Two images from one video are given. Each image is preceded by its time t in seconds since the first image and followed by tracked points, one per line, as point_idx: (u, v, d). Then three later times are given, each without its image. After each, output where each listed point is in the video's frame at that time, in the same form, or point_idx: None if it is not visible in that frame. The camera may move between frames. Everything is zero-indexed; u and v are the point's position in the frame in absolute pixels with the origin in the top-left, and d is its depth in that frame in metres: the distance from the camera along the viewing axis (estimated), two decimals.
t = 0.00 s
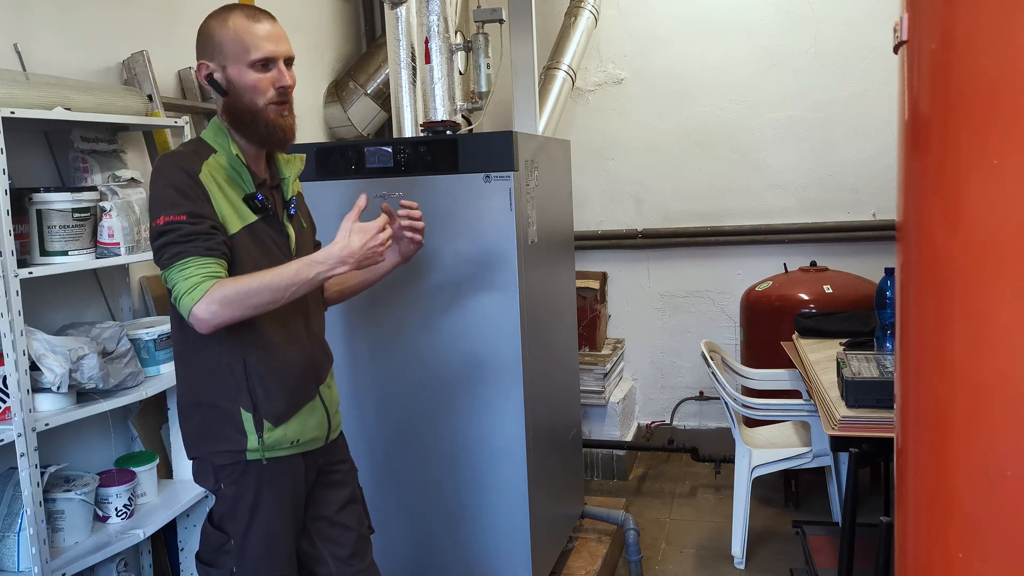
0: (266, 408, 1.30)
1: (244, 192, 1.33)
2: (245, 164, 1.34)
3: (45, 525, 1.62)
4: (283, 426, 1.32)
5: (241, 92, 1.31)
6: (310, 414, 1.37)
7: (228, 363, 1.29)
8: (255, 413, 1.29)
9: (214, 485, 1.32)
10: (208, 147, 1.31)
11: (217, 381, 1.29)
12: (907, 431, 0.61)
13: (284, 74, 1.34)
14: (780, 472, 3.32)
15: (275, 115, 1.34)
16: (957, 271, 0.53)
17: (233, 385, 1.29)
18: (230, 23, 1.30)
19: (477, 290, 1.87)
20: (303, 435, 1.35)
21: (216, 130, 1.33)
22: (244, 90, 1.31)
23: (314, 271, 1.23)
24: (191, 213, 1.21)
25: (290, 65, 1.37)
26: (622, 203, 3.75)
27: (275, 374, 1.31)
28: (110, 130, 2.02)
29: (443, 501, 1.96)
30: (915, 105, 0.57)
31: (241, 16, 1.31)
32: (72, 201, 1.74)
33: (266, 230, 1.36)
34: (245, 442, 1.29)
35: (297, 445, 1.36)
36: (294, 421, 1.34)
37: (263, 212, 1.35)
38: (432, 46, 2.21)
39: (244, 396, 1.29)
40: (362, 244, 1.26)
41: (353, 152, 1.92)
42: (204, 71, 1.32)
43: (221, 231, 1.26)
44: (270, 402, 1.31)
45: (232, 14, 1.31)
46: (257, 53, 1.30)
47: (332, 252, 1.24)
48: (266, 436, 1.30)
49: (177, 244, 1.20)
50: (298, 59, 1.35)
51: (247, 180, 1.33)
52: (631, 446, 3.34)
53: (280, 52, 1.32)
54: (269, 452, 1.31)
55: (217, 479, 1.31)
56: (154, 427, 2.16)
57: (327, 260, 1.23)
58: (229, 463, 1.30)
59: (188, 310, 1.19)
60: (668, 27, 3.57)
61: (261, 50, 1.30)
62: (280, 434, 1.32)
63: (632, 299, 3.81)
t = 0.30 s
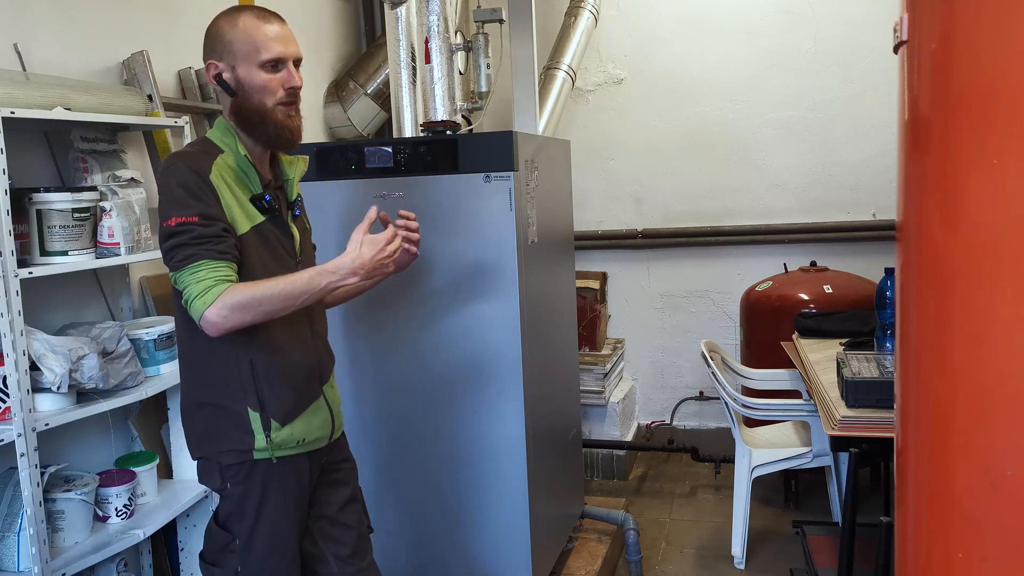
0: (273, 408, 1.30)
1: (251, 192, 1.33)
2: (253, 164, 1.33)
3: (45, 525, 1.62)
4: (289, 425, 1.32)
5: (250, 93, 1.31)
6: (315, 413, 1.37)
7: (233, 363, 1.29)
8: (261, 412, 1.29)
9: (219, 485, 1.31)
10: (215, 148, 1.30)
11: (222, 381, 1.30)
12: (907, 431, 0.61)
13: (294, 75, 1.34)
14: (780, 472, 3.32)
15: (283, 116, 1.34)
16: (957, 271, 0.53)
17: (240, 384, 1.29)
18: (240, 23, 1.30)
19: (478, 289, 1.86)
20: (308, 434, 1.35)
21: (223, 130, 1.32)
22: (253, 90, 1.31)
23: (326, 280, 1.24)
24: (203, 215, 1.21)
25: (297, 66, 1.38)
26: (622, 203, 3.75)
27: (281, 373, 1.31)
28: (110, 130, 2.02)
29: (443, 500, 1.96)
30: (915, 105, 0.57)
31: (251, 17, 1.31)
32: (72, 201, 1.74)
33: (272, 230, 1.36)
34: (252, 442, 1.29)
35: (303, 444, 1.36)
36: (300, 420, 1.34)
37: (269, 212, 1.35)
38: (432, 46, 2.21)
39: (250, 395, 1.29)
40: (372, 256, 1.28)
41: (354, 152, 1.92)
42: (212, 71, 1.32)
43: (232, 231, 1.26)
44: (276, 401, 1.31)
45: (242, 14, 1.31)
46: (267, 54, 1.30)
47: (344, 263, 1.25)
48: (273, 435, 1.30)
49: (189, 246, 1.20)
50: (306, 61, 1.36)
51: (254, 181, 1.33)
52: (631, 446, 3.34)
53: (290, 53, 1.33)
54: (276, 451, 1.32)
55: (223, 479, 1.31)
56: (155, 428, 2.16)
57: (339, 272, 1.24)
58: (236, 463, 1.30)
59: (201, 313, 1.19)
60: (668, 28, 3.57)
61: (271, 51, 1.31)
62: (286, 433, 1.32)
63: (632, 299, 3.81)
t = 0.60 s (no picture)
0: (272, 407, 1.30)
1: (252, 192, 1.32)
2: (253, 164, 1.33)
3: (45, 525, 1.62)
4: (288, 424, 1.32)
5: (251, 93, 1.31)
6: (314, 413, 1.37)
7: (233, 362, 1.29)
8: (259, 412, 1.29)
9: (218, 483, 1.32)
10: (216, 148, 1.30)
11: (222, 380, 1.29)
12: (906, 431, 0.60)
13: (294, 75, 1.34)
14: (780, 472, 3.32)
15: (284, 116, 1.34)
16: (957, 272, 0.53)
17: (239, 383, 1.29)
18: (241, 23, 1.30)
19: (478, 289, 1.86)
20: (307, 433, 1.35)
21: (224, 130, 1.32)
22: (253, 90, 1.31)
23: (322, 285, 1.24)
24: (200, 217, 1.21)
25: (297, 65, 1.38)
26: (622, 203, 3.75)
27: (280, 373, 1.31)
28: (110, 130, 2.02)
29: (443, 500, 1.96)
30: (915, 105, 0.56)
31: (251, 17, 1.31)
32: (72, 201, 1.74)
33: (273, 230, 1.36)
34: (250, 440, 1.29)
35: (301, 443, 1.35)
36: (299, 419, 1.34)
37: (270, 212, 1.35)
38: (432, 46, 2.21)
39: (249, 394, 1.29)
40: (368, 259, 1.27)
41: (354, 152, 1.92)
42: (213, 71, 1.32)
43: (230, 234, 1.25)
44: (275, 400, 1.31)
45: (243, 14, 1.31)
46: (268, 54, 1.30)
47: (340, 267, 1.25)
48: (271, 434, 1.30)
49: (185, 250, 1.20)
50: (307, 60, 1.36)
51: (255, 180, 1.33)
52: (631, 446, 3.34)
53: (290, 53, 1.33)
54: (274, 449, 1.32)
55: (221, 477, 1.31)
56: (154, 427, 2.16)
57: (335, 276, 1.24)
58: (234, 461, 1.30)
59: (195, 316, 1.19)
60: (668, 28, 3.57)
61: (272, 51, 1.31)
62: (284, 432, 1.32)
63: (632, 299, 3.81)
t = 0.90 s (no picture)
0: (270, 405, 1.30)
1: (252, 193, 1.32)
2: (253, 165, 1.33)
3: (45, 525, 1.62)
4: (286, 423, 1.32)
5: (249, 93, 1.31)
6: (313, 412, 1.37)
7: (232, 360, 1.29)
8: (258, 410, 1.29)
9: (217, 481, 1.32)
10: (215, 148, 1.30)
11: (221, 378, 1.29)
12: (906, 432, 0.60)
13: (292, 74, 1.34)
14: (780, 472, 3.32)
15: (282, 115, 1.34)
16: (957, 272, 0.53)
17: (238, 381, 1.29)
18: (238, 24, 1.30)
19: (478, 288, 1.86)
20: (305, 432, 1.35)
21: (224, 131, 1.33)
22: (251, 91, 1.31)
23: (295, 295, 1.22)
24: (187, 226, 1.20)
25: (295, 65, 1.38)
26: (622, 203, 3.75)
27: (279, 372, 1.31)
28: (110, 130, 2.02)
29: (443, 500, 1.96)
30: (915, 105, 0.56)
31: (248, 17, 1.31)
32: (72, 201, 1.74)
33: (273, 230, 1.36)
34: (248, 438, 1.29)
35: (300, 442, 1.35)
36: (298, 418, 1.34)
37: (270, 213, 1.35)
38: (432, 46, 2.21)
39: (248, 392, 1.29)
40: (346, 268, 1.24)
41: (353, 152, 1.92)
42: (211, 72, 1.32)
43: (219, 242, 1.24)
44: (274, 398, 1.31)
45: (239, 15, 1.31)
46: (265, 54, 1.30)
47: (315, 277, 1.23)
48: (270, 432, 1.30)
49: (165, 257, 1.20)
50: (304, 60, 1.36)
51: (254, 181, 1.33)
52: (631, 446, 3.34)
53: (288, 52, 1.32)
54: (272, 448, 1.32)
55: (220, 475, 1.31)
56: (154, 427, 2.16)
57: (308, 287, 1.22)
58: (233, 459, 1.30)
59: (170, 323, 1.20)
60: (668, 28, 3.57)
61: (269, 51, 1.31)
62: (283, 430, 1.32)
63: (632, 299, 3.81)
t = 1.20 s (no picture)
0: (254, 403, 1.30)
1: (238, 195, 1.32)
2: (242, 167, 1.33)
3: (45, 525, 1.62)
4: (272, 423, 1.32)
5: (235, 92, 1.31)
6: (303, 412, 1.36)
7: (220, 358, 1.29)
8: (242, 408, 1.29)
9: (205, 477, 1.33)
10: (206, 150, 1.32)
11: (209, 375, 1.30)
12: (906, 432, 0.60)
13: (277, 71, 1.33)
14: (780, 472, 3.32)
15: (270, 113, 1.33)
16: (956, 273, 0.53)
17: (224, 379, 1.29)
18: (223, 25, 1.30)
19: (478, 288, 1.86)
20: (293, 432, 1.34)
21: (216, 133, 1.34)
22: (238, 90, 1.32)
23: (243, 312, 1.18)
24: (159, 230, 1.21)
25: (286, 63, 1.37)
26: (622, 203, 3.75)
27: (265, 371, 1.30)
28: (110, 130, 2.02)
29: (442, 500, 1.96)
30: (916, 106, 0.56)
31: (233, 17, 1.31)
32: (72, 201, 1.74)
33: (263, 233, 1.34)
34: (233, 436, 1.30)
35: (287, 442, 1.35)
36: (285, 418, 1.33)
37: (259, 215, 1.33)
38: (432, 46, 2.21)
39: (234, 390, 1.29)
40: (295, 291, 1.17)
41: (353, 152, 1.92)
42: (201, 74, 1.33)
43: (193, 248, 1.24)
44: (259, 397, 1.30)
45: (224, 15, 1.31)
46: (248, 52, 1.30)
47: (263, 297, 1.17)
48: (254, 431, 1.30)
49: (135, 258, 1.21)
50: (291, 56, 1.34)
51: (242, 184, 1.32)
52: (631, 446, 3.34)
53: (272, 50, 1.32)
54: (258, 446, 1.31)
55: (208, 471, 1.33)
56: (154, 427, 2.16)
57: (256, 307, 1.17)
58: (220, 455, 1.31)
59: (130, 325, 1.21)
60: (668, 28, 3.57)
61: (252, 48, 1.30)
62: (267, 430, 1.31)
63: (632, 300, 3.81)
